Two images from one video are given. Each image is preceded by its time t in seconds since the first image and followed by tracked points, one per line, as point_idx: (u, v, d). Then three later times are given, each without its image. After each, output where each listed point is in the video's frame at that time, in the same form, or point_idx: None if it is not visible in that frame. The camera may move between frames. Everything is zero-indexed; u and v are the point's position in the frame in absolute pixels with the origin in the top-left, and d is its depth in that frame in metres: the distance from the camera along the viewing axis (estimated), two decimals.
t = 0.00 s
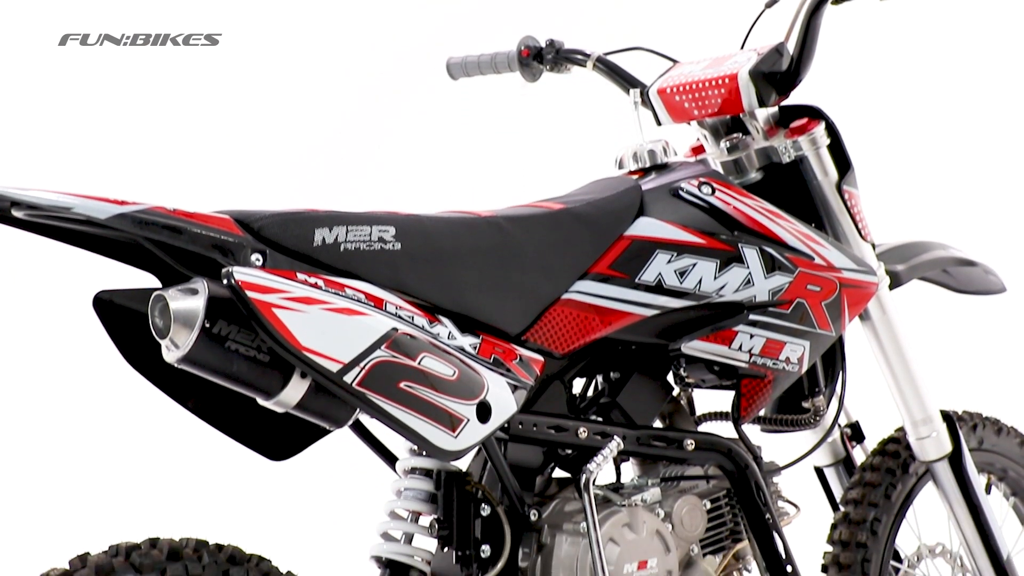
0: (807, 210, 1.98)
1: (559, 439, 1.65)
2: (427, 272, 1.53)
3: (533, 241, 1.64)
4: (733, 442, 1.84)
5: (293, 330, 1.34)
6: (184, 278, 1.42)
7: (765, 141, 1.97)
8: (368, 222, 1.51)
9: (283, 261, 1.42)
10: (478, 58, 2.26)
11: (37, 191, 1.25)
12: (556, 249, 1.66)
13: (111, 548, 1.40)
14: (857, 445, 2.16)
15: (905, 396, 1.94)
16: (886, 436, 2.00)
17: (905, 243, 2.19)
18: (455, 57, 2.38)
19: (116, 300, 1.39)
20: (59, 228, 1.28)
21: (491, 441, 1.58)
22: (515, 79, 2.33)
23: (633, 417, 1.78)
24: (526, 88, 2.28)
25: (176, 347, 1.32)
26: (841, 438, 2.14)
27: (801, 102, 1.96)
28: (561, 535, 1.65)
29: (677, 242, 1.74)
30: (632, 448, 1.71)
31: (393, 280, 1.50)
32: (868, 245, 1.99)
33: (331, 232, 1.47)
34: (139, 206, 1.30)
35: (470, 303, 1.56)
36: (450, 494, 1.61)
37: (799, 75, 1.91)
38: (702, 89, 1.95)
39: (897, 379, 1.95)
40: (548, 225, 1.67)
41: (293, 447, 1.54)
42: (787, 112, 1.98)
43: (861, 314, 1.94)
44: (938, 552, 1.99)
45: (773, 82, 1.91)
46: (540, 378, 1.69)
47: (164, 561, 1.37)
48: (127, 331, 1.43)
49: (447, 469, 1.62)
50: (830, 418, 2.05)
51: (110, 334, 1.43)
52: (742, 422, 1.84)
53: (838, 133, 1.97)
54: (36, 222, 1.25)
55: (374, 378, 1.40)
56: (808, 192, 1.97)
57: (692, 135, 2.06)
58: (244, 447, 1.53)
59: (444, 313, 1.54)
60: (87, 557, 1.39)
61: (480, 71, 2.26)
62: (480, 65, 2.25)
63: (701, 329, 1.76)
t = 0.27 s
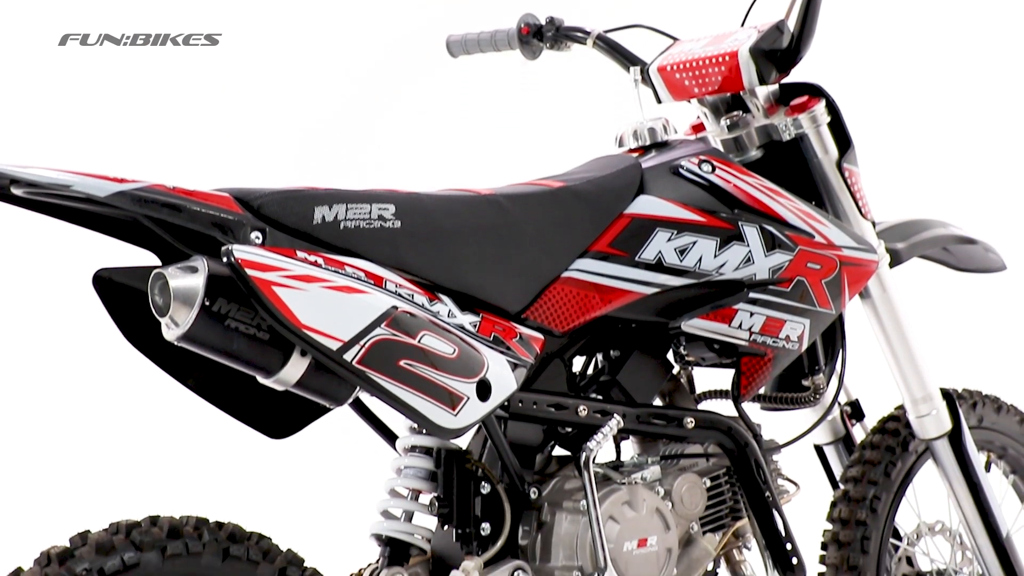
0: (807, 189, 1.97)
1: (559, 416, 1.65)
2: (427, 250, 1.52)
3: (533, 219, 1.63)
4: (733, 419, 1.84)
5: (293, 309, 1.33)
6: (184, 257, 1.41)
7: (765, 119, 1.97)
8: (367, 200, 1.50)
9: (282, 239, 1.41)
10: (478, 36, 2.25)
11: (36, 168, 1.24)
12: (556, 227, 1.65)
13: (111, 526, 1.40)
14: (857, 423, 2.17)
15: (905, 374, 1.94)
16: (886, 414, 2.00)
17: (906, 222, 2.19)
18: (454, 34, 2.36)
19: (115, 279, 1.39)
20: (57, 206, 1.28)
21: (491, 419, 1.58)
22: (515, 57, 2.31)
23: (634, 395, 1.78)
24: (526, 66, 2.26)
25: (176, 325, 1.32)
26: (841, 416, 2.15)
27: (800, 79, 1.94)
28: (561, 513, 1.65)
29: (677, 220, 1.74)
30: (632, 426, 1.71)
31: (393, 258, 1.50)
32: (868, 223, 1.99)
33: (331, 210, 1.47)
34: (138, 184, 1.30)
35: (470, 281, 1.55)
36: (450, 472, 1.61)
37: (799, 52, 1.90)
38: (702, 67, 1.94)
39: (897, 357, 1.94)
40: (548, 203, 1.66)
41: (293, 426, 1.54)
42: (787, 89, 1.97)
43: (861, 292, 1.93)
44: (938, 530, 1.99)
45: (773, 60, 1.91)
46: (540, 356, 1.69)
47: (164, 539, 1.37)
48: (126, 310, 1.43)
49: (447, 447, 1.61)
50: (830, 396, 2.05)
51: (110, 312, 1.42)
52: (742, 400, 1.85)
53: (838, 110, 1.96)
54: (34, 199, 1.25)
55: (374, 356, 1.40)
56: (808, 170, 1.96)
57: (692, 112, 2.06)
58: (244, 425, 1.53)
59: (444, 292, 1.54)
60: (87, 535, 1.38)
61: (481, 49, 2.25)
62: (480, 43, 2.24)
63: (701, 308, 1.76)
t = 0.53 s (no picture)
0: (807, 163, 1.97)
1: (559, 390, 1.65)
2: (426, 225, 1.52)
3: (533, 193, 1.63)
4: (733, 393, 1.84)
5: (292, 283, 1.33)
6: (183, 230, 1.41)
7: (765, 93, 1.95)
8: (367, 174, 1.50)
9: (282, 213, 1.41)
10: (478, 9, 2.23)
11: (35, 142, 1.23)
12: (556, 201, 1.65)
13: (110, 500, 1.40)
14: (857, 397, 2.17)
15: (905, 348, 1.94)
16: (885, 388, 2.00)
17: (906, 196, 2.18)
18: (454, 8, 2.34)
19: (114, 253, 1.38)
20: (55, 179, 1.27)
21: (491, 393, 1.58)
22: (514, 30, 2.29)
23: (633, 369, 1.78)
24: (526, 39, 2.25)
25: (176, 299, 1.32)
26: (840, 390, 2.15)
27: (801, 53, 1.94)
28: (561, 487, 1.65)
29: (677, 194, 1.73)
30: (631, 400, 1.71)
31: (392, 232, 1.49)
32: (868, 196, 1.98)
33: (331, 183, 1.46)
34: (136, 157, 1.29)
35: (469, 255, 1.55)
36: (450, 446, 1.62)
37: (799, 26, 1.89)
38: (702, 40, 1.93)
39: (897, 331, 1.94)
40: (548, 177, 1.65)
41: (293, 399, 1.54)
42: (787, 63, 1.96)
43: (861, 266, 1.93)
44: (938, 503, 2.00)
45: (773, 34, 1.89)
46: (540, 330, 1.69)
47: (165, 512, 1.37)
48: (126, 284, 1.43)
49: (447, 422, 1.62)
50: (830, 369, 2.05)
51: (109, 286, 1.42)
52: (742, 374, 1.85)
53: (838, 84, 1.96)
54: (32, 173, 1.24)
55: (374, 330, 1.39)
56: (808, 144, 1.95)
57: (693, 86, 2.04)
58: (243, 399, 1.53)
59: (444, 266, 1.53)
60: (87, 508, 1.38)
61: (480, 24, 2.23)
62: (480, 17, 2.22)
63: (700, 282, 1.75)
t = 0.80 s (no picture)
0: (807, 133, 1.96)
1: (559, 360, 1.65)
2: (426, 195, 1.51)
3: (533, 163, 1.62)
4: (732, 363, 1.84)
5: (291, 253, 1.33)
6: (183, 201, 1.40)
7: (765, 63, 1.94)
8: (366, 144, 1.49)
9: (281, 183, 1.40)
10: None
11: (34, 112, 1.22)
12: (556, 171, 1.64)
13: (111, 470, 1.40)
14: (857, 367, 2.17)
15: (905, 318, 1.94)
16: (885, 359, 2.00)
17: (907, 166, 2.17)
18: None
19: (114, 223, 1.38)
20: (55, 149, 1.26)
21: (491, 363, 1.58)
22: None
23: (633, 339, 1.78)
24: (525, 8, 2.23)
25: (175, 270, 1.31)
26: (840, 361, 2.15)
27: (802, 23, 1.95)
28: (561, 457, 1.65)
29: (677, 164, 1.72)
30: (631, 370, 1.71)
31: (391, 201, 1.48)
32: (868, 166, 1.97)
33: (331, 153, 1.45)
34: (135, 127, 1.28)
35: (469, 226, 1.54)
36: (450, 416, 1.62)
37: None
38: (702, 10, 1.91)
39: (896, 301, 1.94)
40: (548, 147, 1.64)
41: (293, 370, 1.53)
42: (787, 33, 1.97)
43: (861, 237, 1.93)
44: (937, 473, 2.00)
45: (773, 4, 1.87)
46: (540, 300, 1.68)
47: (165, 483, 1.37)
48: (125, 254, 1.43)
49: (447, 392, 1.62)
50: (830, 340, 2.05)
51: (108, 256, 1.42)
52: (741, 345, 1.85)
53: (839, 54, 1.95)
54: (31, 143, 1.23)
55: (373, 301, 1.39)
56: (808, 115, 1.94)
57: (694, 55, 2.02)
58: (243, 369, 1.53)
59: (443, 236, 1.52)
60: (87, 478, 1.38)
61: None
62: None
63: (700, 253, 1.75)
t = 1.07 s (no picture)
0: (807, 104, 1.95)
1: (559, 331, 1.64)
2: (426, 166, 1.50)
3: (533, 133, 1.61)
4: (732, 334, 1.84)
5: (290, 224, 1.32)
6: (181, 171, 1.39)
7: (765, 32, 1.92)
8: (365, 115, 1.48)
9: (280, 153, 1.39)
10: None
11: (32, 82, 1.21)
12: (556, 141, 1.63)
13: (111, 441, 1.40)
14: (856, 338, 2.17)
15: (905, 289, 1.93)
16: (885, 330, 1.99)
17: (907, 136, 2.16)
18: None
19: (113, 194, 1.38)
20: (54, 120, 1.25)
21: (491, 333, 1.58)
22: None
23: (633, 310, 1.78)
24: None
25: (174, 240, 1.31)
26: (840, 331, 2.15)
27: None
28: (560, 428, 1.65)
29: (677, 135, 1.71)
30: (631, 342, 1.71)
31: (391, 172, 1.47)
32: (868, 137, 1.96)
33: (330, 124, 1.44)
34: (133, 97, 1.27)
35: (469, 196, 1.53)
36: (450, 386, 1.61)
37: None
38: None
39: (896, 272, 1.94)
40: (548, 117, 1.64)
41: (293, 340, 1.53)
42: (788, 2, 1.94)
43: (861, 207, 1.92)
44: (936, 444, 2.01)
45: None
46: (540, 272, 1.68)
47: (165, 453, 1.37)
48: (124, 225, 1.42)
49: (447, 362, 1.62)
50: (830, 311, 2.05)
51: (107, 227, 1.41)
52: (741, 315, 1.84)
53: (839, 24, 1.95)
54: (29, 114, 1.23)
55: (373, 271, 1.39)
56: (809, 86, 1.93)
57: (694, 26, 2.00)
58: (243, 339, 1.52)
59: (443, 207, 1.52)
60: (87, 449, 1.38)
61: None
62: None
63: (701, 223, 1.74)
